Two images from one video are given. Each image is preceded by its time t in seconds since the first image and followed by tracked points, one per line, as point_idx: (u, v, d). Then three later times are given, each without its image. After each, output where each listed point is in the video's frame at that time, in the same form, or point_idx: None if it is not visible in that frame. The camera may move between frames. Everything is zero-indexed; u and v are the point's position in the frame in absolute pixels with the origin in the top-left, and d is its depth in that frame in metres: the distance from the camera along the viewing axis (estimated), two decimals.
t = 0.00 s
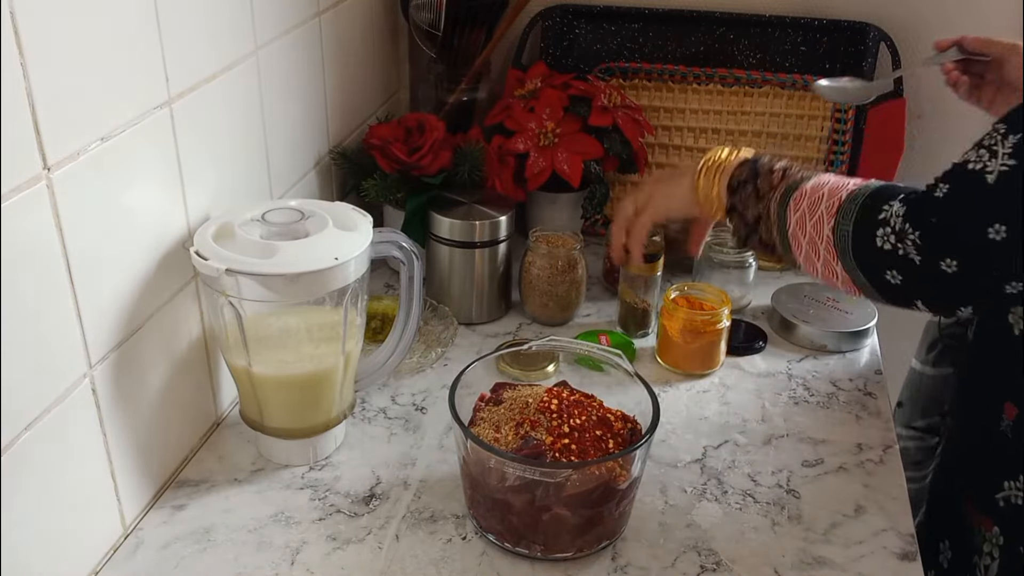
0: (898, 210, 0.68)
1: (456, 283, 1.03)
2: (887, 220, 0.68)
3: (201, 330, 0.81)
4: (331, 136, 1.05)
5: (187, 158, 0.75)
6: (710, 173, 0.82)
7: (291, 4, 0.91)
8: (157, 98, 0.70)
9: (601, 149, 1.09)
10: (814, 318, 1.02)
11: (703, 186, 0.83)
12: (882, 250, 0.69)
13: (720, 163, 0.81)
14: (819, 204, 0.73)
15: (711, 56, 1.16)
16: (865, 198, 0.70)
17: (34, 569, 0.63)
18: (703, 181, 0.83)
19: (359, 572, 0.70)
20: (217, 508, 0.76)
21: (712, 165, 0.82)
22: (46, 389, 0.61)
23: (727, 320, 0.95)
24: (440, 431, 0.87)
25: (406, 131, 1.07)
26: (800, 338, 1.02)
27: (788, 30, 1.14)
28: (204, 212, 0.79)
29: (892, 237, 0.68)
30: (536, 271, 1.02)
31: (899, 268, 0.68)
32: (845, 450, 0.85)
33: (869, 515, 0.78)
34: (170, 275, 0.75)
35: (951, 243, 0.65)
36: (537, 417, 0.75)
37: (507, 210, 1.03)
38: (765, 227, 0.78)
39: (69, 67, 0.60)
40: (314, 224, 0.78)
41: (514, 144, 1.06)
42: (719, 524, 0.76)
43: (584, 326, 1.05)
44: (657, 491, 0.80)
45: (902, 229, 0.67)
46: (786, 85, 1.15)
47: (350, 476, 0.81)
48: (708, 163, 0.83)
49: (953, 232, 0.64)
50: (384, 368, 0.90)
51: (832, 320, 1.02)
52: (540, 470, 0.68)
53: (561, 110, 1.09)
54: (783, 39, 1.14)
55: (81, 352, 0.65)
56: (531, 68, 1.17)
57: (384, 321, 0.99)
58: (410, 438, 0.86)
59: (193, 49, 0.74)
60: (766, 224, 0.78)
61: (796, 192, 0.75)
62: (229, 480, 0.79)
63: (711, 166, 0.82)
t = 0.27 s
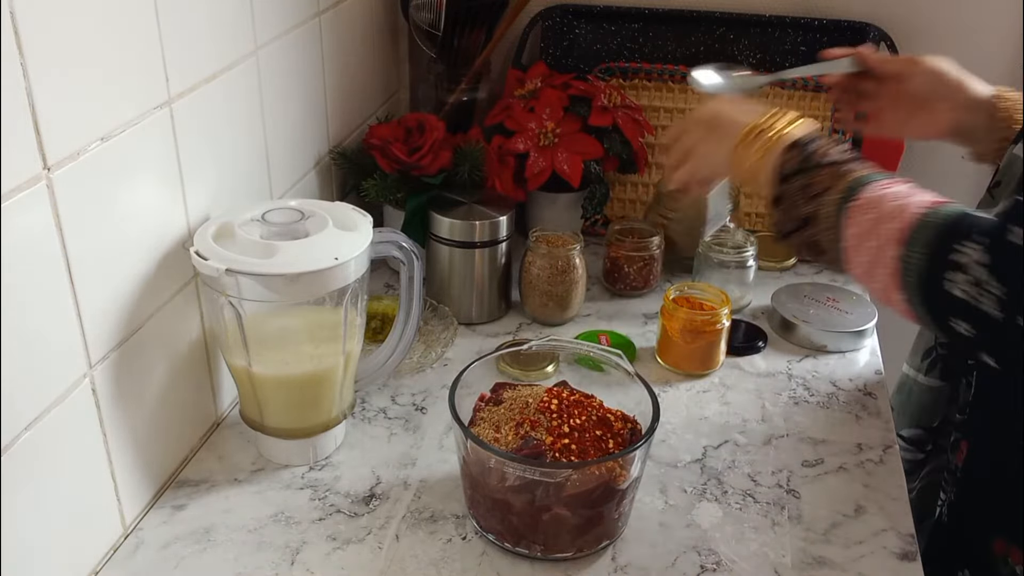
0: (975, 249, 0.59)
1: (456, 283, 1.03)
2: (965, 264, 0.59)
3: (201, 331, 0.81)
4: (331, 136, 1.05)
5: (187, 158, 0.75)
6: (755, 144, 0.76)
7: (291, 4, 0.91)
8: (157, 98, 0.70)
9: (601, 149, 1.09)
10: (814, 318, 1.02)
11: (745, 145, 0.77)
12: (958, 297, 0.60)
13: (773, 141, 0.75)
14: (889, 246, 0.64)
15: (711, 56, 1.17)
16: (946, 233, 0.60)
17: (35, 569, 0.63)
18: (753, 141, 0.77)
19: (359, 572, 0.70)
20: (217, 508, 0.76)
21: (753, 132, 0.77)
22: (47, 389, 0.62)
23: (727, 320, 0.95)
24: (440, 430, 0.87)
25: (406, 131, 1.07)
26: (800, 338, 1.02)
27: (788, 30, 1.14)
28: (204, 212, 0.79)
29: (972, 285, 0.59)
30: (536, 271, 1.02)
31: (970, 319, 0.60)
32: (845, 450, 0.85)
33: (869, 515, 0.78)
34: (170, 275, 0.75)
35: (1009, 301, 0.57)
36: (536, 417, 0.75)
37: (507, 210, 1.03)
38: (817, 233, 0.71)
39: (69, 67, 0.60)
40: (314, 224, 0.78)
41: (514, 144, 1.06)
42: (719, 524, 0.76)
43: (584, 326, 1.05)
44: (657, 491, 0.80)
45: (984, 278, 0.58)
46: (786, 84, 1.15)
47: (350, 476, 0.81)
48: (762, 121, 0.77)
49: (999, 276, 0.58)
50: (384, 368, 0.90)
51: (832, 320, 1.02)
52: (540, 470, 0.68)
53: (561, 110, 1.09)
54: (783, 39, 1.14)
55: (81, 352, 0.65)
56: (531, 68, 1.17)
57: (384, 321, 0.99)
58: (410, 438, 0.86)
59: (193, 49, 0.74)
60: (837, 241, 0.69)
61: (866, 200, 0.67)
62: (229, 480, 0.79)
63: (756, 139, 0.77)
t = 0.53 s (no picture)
0: None
1: (456, 283, 1.03)
2: None
3: (201, 330, 0.81)
4: (331, 136, 1.05)
5: (187, 158, 0.75)
6: (904, 164, 0.65)
7: (291, 4, 0.91)
8: (157, 98, 0.70)
9: (601, 149, 1.09)
10: (814, 318, 1.02)
11: (893, 167, 0.66)
12: None
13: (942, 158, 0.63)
14: None
15: (711, 56, 1.17)
16: None
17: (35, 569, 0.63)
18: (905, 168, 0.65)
19: (359, 572, 0.70)
20: (217, 507, 0.76)
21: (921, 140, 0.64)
22: (47, 389, 0.62)
23: (727, 320, 0.95)
24: (440, 430, 0.87)
25: (406, 131, 1.08)
26: (800, 338, 1.02)
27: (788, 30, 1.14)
28: (204, 212, 0.79)
29: None
30: (536, 271, 1.02)
31: None
32: (845, 450, 0.85)
33: (869, 515, 0.78)
34: (170, 275, 0.75)
35: None
36: (536, 417, 0.75)
37: (507, 210, 1.03)
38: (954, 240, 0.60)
39: (69, 67, 0.60)
40: (314, 224, 0.78)
41: (514, 144, 1.06)
42: (719, 525, 0.76)
43: (584, 326, 1.05)
44: (657, 491, 0.80)
45: None
46: (785, 85, 1.14)
47: (350, 476, 0.81)
48: (920, 137, 0.65)
49: None
50: (384, 368, 0.90)
51: (832, 320, 1.02)
52: (540, 470, 0.68)
53: (561, 110, 1.09)
54: (783, 39, 1.14)
55: (81, 352, 0.65)
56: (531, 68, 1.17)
57: (384, 321, 0.99)
58: (410, 438, 0.86)
59: (193, 49, 0.74)
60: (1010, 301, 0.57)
61: None
62: (229, 480, 0.79)
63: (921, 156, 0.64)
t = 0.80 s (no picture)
0: None
1: (456, 283, 1.03)
2: None
3: (201, 330, 0.81)
4: (331, 136, 1.05)
5: (187, 158, 0.75)
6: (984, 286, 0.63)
7: (291, 4, 0.91)
8: (157, 98, 0.70)
9: (601, 149, 1.09)
10: (814, 318, 1.02)
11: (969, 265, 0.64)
12: None
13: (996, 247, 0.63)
14: None
15: (711, 56, 1.17)
16: None
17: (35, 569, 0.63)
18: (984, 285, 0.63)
19: (359, 572, 0.70)
20: (216, 508, 0.76)
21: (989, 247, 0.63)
22: (46, 389, 0.61)
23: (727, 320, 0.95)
24: (440, 431, 0.87)
25: (406, 131, 1.08)
26: (800, 338, 1.02)
27: (788, 30, 1.14)
28: (204, 212, 0.79)
29: None
30: (536, 271, 1.02)
31: None
32: (845, 450, 0.85)
33: (869, 515, 0.78)
34: (170, 275, 0.75)
35: None
36: (536, 417, 0.75)
37: (508, 210, 1.03)
38: None
39: (69, 67, 0.60)
40: (314, 224, 0.78)
41: (514, 144, 1.06)
42: (719, 524, 0.76)
43: (584, 326, 1.05)
44: (657, 491, 0.80)
45: None
46: (786, 85, 1.15)
47: (350, 476, 0.81)
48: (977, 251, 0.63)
49: None
50: (384, 368, 0.90)
51: (832, 320, 1.02)
52: (540, 470, 0.68)
53: (561, 110, 1.09)
54: (783, 39, 1.14)
55: (80, 351, 0.65)
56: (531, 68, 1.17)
57: (384, 321, 0.99)
58: (410, 438, 0.86)
59: (194, 50, 0.74)
60: None
61: None
62: (229, 480, 0.79)
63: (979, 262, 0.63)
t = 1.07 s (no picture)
0: None
1: (456, 283, 1.03)
2: None
3: (201, 330, 0.81)
4: (331, 136, 1.05)
5: (187, 158, 0.75)
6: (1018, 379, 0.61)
7: (291, 4, 0.91)
8: (157, 98, 0.70)
9: (601, 149, 1.09)
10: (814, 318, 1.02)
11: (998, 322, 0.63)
12: None
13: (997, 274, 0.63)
14: None
15: (711, 56, 1.16)
16: None
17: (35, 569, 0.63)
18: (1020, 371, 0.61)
19: (359, 572, 0.70)
20: (216, 508, 0.76)
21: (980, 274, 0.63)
22: (46, 389, 0.61)
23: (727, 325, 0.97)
24: (440, 431, 0.87)
25: (407, 131, 1.08)
26: (799, 338, 1.02)
27: (788, 30, 1.14)
28: (204, 212, 0.79)
29: None
30: (536, 271, 1.02)
31: None
32: (845, 450, 0.85)
33: (869, 515, 0.78)
34: (170, 274, 0.75)
35: None
36: (536, 417, 0.75)
37: (508, 210, 1.03)
38: None
39: (69, 67, 0.60)
40: (314, 224, 0.78)
41: (514, 144, 1.06)
42: (719, 524, 0.76)
43: (584, 326, 1.05)
44: (657, 491, 0.80)
45: None
46: (786, 85, 1.15)
47: (350, 475, 0.81)
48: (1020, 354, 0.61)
49: None
50: (384, 368, 0.90)
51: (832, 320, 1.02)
52: (540, 470, 0.68)
53: (561, 110, 1.09)
54: (783, 39, 1.14)
55: (80, 351, 0.65)
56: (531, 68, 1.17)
57: (384, 321, 0.99)
58: (410, 437, 0.86)
59: (193, 50, 0.74)
60: None
61: None
62: (229, 480, 0.79)
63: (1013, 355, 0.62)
